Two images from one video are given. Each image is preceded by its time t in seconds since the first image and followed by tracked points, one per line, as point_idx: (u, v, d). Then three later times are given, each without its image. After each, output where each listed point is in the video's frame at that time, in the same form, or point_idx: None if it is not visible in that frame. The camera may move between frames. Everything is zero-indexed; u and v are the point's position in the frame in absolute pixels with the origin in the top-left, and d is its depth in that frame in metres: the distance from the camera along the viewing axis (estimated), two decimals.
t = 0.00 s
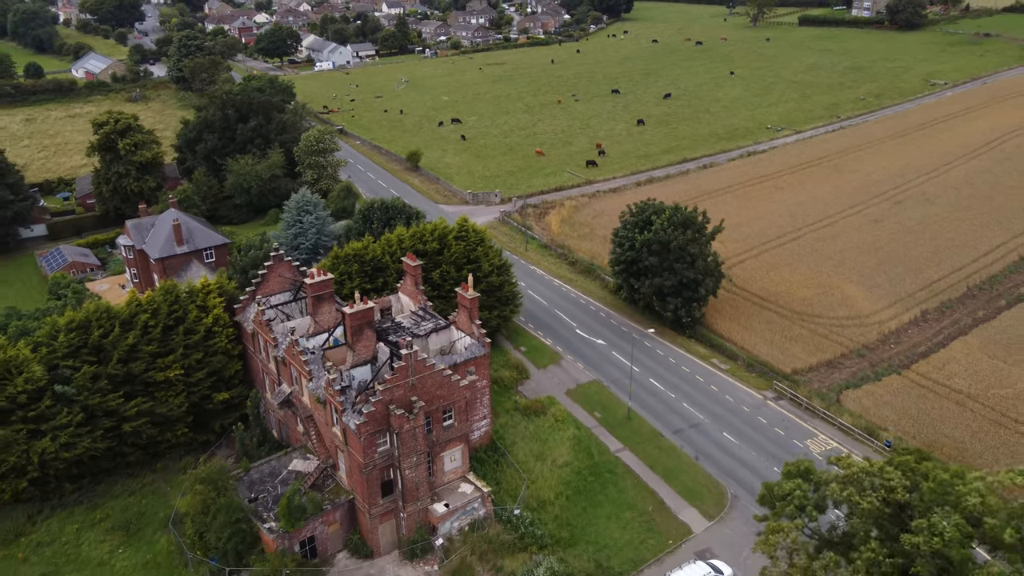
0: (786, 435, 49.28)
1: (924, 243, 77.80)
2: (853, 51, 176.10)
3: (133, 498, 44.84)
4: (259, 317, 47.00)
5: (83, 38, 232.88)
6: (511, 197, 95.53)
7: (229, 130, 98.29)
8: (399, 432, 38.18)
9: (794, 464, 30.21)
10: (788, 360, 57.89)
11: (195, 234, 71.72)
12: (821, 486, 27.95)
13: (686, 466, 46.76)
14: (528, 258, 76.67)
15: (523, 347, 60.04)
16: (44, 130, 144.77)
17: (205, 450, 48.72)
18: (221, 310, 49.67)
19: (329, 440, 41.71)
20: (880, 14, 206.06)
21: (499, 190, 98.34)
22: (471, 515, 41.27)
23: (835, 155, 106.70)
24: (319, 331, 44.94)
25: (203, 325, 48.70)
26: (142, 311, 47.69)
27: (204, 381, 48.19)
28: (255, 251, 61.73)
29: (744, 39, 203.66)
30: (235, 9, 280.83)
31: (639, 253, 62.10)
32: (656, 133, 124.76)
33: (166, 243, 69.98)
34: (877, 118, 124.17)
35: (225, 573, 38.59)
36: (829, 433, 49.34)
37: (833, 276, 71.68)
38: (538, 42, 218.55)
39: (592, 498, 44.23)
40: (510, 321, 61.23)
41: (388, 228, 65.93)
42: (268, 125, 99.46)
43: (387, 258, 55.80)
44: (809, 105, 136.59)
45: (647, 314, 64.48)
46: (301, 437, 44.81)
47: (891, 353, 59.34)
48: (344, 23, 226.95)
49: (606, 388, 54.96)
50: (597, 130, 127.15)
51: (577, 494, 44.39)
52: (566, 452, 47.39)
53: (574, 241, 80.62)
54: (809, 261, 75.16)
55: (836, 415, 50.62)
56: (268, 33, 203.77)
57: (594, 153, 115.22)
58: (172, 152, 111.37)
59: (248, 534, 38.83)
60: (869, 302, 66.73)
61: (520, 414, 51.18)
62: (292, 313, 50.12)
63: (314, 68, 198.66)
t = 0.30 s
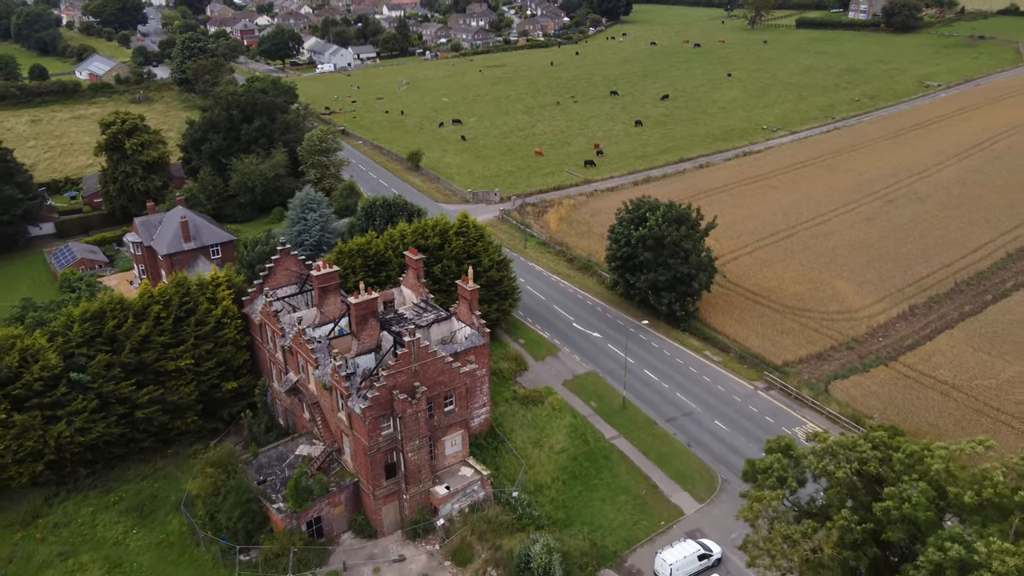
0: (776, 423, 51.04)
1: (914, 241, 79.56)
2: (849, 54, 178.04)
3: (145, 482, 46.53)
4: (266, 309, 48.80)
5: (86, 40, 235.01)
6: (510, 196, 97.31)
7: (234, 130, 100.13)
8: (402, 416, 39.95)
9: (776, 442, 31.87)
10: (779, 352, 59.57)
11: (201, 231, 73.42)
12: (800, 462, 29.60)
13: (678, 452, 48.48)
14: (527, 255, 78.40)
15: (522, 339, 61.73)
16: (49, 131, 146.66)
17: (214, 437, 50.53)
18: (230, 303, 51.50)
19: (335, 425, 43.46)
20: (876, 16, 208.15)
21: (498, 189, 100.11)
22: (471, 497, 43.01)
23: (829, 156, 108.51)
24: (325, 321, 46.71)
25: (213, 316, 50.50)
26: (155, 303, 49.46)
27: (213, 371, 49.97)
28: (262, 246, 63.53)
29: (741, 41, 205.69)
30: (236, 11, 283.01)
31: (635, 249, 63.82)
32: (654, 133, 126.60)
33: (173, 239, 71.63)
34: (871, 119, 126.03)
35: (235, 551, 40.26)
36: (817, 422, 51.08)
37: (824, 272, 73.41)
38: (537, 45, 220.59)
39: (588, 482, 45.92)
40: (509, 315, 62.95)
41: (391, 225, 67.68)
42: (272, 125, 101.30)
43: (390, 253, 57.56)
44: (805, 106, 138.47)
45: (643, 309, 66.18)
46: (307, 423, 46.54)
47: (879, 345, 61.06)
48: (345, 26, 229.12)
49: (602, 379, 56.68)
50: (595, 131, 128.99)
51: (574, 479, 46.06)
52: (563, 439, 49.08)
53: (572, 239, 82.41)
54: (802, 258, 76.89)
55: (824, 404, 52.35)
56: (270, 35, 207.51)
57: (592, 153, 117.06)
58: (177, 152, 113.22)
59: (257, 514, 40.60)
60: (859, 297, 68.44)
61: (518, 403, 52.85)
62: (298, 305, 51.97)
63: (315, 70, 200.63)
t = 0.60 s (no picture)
0: (766, 413, 52.82)
1: (904, 240, 81.42)
2: (844, 58, 180.23)
3: (157, 469, 48.24)
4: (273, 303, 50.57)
5: (90, 44, 237.20)
6: (509, 197, 99.14)
7: (238, 133, 101.96)
8: (405, 404, 41.68)
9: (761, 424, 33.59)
10: (770, 347, 61.29)
11: (208, 231, 75.22)
12: (783, 442, 31.43)
13: (671, 441, 50.21)
14: (525, 254, 80.21)
15: (521, 335, 63.44)
16: (54, 134, 148.57)
17: (222, 427, 52.31)
18: (238, 297, 53.31)
19: (340, 413, 45.20)
20: (872, 21, 210.52)
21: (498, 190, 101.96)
22: (471, 483, 44.71)
23: (823, 158, 110.44)
24: (330, 315, 48.42)
25: (222, 311, 52.29)
26: (166, 297, 51.20)
27: (222, 363, 51.73)
28: (267, 243, 65.33)
29: (738, 46, 207.94)
30: (238, 16, 285.22)
31: (630, 247, 65.50)
32: (651, 136, 128.51)
33: (180, 238, 73.42)
34: (865, 122, 128.04)
35: (244, 534, 41.94)
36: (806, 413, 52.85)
37: (816, 271, 75.18)
38: (536, 49, 222.83)
39: (583, 470, 47.61)
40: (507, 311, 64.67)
41: (393, 224, 69.48)
42: (275, 128, 103.18)
43: (392, 250, 59.29)
44: (800, 109, 140.52)
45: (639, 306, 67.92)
46: (313, 413, 48.29)
47: (867, 341, 62.79)
48: (347, 30, 231.47)
49: (598, 372, 58.41)
50: (594, 134, 130.93)
51: (570, 466, 47.75)
52: (560, 429, 50.79)
53: (570, 238, 84.24)
54: (794, 257, 78.65)
55: (812, 396, 54.10)
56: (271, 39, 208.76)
57: (591, 155, 119.00)
58: (181, 154, 115.07)
59: (266, 498, 42.39)
60: (850, 295, 70.21)
61: (517, 395, 54.55)
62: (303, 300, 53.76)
63: (317, 73, 202.82)
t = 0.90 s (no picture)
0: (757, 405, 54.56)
1: (895, 240, 83.22)
2: (841, 63, 182.40)
3: (167, 458, 49.92)
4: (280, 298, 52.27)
5: (93, 49, 239.42)
6: (509, 199, 100.99)
7: (242, 135, 103.90)
8: (408, 393, 43.40)
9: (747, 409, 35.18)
10: (762, 343, 62.97)
11: (214, 231, 77.01)
12: (767, 424, 33.11)
13: (665, 432, 51.88)
14: (524, 254, 81.96)
15: (519, 331, 65.13)
16: (60, 137, 150.51)
17: (230, 418, 54.02)
18: (247, 293, 55.09)
19: (344, 403, 46.93)
20: (868, 26, 212.83)
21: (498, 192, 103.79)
22: (471, 470, 46.33)
23: (817, 161, 112.27)
24: (335, 309, 50.06)
25: (231, 306, 54.00)
26: (176, 292, 52.89)
27: (230, 356, 53.42)
28: (273, 241, 67.07)
29: (736, 51, 210.21)
30: (240, 21, 287.60)
31: (626, 246, 67.23)
32: (648, 140, 130.49)
33: (188, 238, 75.22)
34: (859, 126, 130.02)
35: (253, 518, 43.68)
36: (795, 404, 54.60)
37: (808, 270, 76.93)
38: (536, 54, 225.07)
39: (580, 458, 49.31)
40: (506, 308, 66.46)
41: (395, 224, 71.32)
42: (279, 131, 105.11)
43: (395, 248, 61.04)
44: (796, 113, 142.50)
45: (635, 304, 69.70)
46: (318, 404, 50.01)
47: (857, 337, 64.51)
48: (348, 35, 233.75)
49: (595, 367, 60.08)
50: (592, 137, 132.92)
51: (567, 455, 49.43)
52: (557, 420, 52.50)
53: (569, 238, 86.04)
54: (787, 257, 80.37)
55: (802, 388, 55.74)
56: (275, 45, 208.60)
57: (589, 158, 120.94)
58: (187, 157, 117.00)
59: (274, 484, 44.13)
60: (841, 293, 71.94)
61: (516, 388, 56.25)
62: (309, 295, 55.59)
63: (319, 78, 204.94)
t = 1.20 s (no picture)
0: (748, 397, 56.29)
1: (886, 239, 84.96)
2: (837, 66, 184.49)
3: (176, 447, 51.56)
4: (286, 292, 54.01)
5: (97, 53, 241.62)
6: (508, 200, 102.76)
7: (247, 138, 105.80)
8: (410, 382, 45.07)
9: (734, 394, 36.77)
10: (755, 338, 64.65)
11: (220, 230, 78.77)
12: (752, 407, 34.74)
13: (659, 422, 53.58)
14: (524, 253, 83.65)
15: (518, 327, 66.77)
16: (65, 140, 152.42)
17: (238, 409, 55.73)
18: (254, 288, 56.85)
19: (349, 393, 48.63)
20: (865, 31, 215.05)
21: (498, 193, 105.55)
22: (471, 458, 47.97)
23: (812, 163, 114.10)
24: (340, 303, 51.74)
25: (238, 300, 55.73)
26: (185, 287, 54.63)
27: (237, 349, 55.13)
28: (278, 239, 68.86)
29: (734, 55, 212.38)
30: (242, 26, 289.89)
31: (622, 243, 68.93)
32: (646, 142, 132.41)
33: (194, 236, 77.00)
34: (854, 128, 131.93)
35: (261, 503, 45.37)
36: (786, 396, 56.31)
37: (801, 268, 78.67)
38: (536, 58, 227.31)
39: (576, 447, 50.96)
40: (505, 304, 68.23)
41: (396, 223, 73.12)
42: (283, 133, 106.98)
43: (397, 245, 62.79)
44: (791, 116, 144.46)
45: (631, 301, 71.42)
46: (323, 395, 51.72)
47: (847, 332, 66.19)
48: (349, 40, 236.00)
49: (591, 360, 61.77)
50: (590, 140, 134.82)
51: (564, 444, 51.10)
52: (554, 411, 54.17)
53: (567, 238, 87.80)
54: (780, 255, 82.13)
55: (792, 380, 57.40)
56: (276, 49, 211.61)
57: (587, 160, 122.79)
58: (191, 158, 118.89)
59: (281, 470, 45.79)
60: (832, 290, 73.64)
61: (515, 381, 57.94)
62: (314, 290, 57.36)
63: (321, 82, 206.99)
